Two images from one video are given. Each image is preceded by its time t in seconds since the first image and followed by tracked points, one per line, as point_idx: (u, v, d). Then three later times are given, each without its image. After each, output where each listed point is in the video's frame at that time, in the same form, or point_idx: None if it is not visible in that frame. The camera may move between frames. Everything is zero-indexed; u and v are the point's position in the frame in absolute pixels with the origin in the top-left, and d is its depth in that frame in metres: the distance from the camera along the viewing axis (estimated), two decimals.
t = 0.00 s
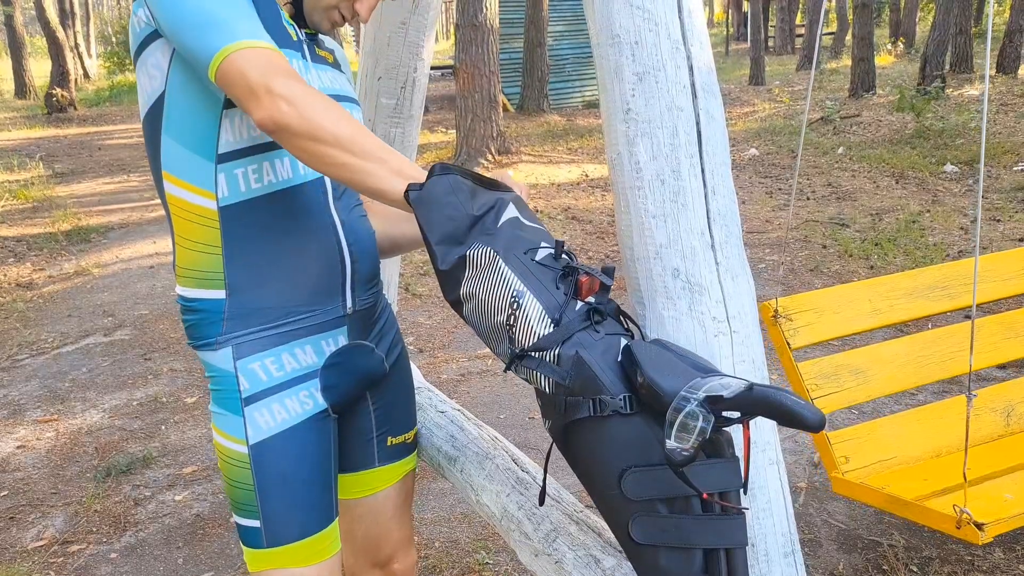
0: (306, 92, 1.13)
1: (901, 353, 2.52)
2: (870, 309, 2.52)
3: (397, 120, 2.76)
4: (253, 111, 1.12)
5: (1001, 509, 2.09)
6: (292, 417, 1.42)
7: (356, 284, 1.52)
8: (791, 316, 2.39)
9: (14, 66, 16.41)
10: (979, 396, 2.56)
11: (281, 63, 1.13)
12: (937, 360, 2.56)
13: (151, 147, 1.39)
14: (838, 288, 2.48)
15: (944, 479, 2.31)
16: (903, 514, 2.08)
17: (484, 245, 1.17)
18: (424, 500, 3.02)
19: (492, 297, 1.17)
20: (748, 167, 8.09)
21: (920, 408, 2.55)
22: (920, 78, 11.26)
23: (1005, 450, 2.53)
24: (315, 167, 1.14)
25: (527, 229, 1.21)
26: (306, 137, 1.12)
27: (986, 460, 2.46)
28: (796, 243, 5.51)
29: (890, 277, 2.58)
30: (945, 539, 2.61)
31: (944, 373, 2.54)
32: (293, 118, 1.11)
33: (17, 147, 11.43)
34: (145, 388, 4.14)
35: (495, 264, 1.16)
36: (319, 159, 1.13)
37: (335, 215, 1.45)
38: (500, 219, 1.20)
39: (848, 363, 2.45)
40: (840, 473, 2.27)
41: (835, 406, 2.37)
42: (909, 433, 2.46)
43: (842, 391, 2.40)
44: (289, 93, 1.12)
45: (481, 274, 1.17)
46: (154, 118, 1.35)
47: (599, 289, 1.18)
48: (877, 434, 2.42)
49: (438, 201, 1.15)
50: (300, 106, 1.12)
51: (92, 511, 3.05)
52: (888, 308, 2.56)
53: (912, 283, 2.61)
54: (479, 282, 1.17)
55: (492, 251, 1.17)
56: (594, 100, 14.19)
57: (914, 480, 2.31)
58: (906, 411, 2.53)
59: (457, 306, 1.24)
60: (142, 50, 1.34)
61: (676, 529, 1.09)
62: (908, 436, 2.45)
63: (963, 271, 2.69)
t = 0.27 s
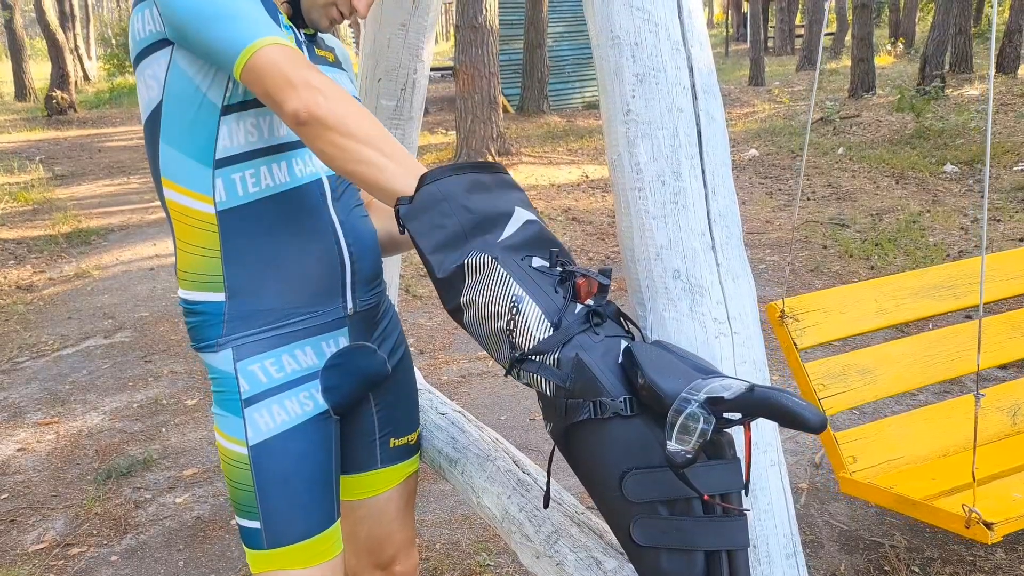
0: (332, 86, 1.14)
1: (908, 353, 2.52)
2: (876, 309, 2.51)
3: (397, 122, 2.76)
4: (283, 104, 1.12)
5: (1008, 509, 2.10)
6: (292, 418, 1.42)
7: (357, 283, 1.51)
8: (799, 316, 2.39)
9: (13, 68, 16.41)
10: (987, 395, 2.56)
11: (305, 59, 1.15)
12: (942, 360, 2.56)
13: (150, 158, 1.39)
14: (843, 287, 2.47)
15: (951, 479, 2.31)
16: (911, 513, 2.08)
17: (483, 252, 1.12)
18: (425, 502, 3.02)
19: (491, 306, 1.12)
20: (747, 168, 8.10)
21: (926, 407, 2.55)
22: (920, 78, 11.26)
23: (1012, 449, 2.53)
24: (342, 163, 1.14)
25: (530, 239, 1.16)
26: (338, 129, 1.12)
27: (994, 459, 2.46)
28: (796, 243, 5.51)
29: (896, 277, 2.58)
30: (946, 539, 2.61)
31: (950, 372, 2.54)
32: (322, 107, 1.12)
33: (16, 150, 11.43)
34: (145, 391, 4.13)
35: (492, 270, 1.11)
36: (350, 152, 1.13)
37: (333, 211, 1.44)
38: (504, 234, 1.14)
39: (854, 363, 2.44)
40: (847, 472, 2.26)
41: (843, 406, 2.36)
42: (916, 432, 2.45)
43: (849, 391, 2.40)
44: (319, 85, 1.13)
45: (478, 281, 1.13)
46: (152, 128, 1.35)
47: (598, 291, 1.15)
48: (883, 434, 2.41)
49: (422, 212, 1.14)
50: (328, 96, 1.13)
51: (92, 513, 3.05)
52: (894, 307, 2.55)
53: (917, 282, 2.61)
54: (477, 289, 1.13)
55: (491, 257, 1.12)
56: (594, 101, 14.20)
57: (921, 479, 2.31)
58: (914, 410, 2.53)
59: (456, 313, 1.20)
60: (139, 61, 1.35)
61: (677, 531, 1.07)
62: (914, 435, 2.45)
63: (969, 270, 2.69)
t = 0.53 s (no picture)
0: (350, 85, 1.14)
1: (909, 354, 2.52)
2: (877, 309, 2.51)
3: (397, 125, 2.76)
4: (300, 98, 1.11)
5: (1010, 509, 2.10)
6: (300, 422, 1.42)
7: (363, 286, 1.52)
8: (801, 317, 2.39)
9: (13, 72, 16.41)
10: (989, 395, 2.56)
11: (324, 57, 1.14)
12: (943, 360, 2.56)
13: (157, 155, 1.38)
14: (845, 288, 2.47)
15: (954, 479, 2.31)
16: (912, 513, 2.08)
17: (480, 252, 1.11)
18: (425, 505, 3.02)
19: (491, 308, 1.12)
20: (746, 170, 8.10)
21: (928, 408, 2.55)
22: (919, 80, 11.27)
23: (1014, 449, 2.53)
24: (357, 160, 1.12)
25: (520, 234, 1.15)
26: (355, 127, 1.11)
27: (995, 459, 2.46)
28: (795, 245, 5.51)
29: (897, 277, 2.58)
30: (947, 541, 2.61)
31: (951, 373, 2.54)
32: (340, 104, 1.11)
33: (16, 153, 11.43)
34: (145, 394, 4.13)
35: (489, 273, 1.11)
36: (366, 150, 1.11)
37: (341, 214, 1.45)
38: (494, 231, 1.13)
39: (855, 364, 2.44)
40: (849, 473, 2.26)
41: (844, 407, 2.36)
42: (917, 433, 2.45)
43: (850, 392, 2.40)
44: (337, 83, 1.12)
45: (477, 282, 1.12)
46: (161, 126, 1.34)
47: (598, 292, 1.14)
48: (884, 434, 2.41)
49: (415, 212, 1.10)
50: (347, 94, 1.12)
51: (92, 517, 3.05)
52: (895, 308, 2.55)
53: (918, 283, 2.61)
54: (474, 288, 1.13)
55: (489, 258, 1.11)
56: (593, 104, 14.21)
57: (923, 480, 2.31)
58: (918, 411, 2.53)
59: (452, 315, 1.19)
60: (149, 61, 1.34)
61: (677, 534, 1.07)
62: (915, 436, 2.44)
63: (970, 271, 2.69)
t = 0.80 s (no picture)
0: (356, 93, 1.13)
1: (906, 354, 2.52)
2: (874, 309, 2.51)
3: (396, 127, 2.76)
4: (303, 106, 1.12)
5: (1008, 509, 2.10)
6: (311, 426, 1.43)
7: (372, 288, 1.52)
8: (798, 317, 2.39)
9: (12, 74, 16.41)
10: (985, 395, 2.56)
11: (332, 63, 1.14)
12: (940, 360, 2.56)
13: (167, 154, 1.38)
14: (843, 289, 2.48)
15: (950, 478, 2.31)
16: (910, 513, 2.08)
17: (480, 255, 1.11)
18: (424, 507, 3.02)
19: (490, 314, 1.10)
20: (745, 171, 8.10)
21: (925, 407, 2.55)
22: (917, 81, 11.28)
23: (1011, 448, 2.53)
24: (356, 166, 1.13)
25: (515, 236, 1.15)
26: (354, 138, 1.11)
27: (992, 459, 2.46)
28: (794, 247, 5.51)
29: (894, 278, 2.58)
30: (947, 543, 2.61)
31: (948, 372, 2.54)
32: (343, 114, 1.11)
33: (15, 156, 11.44)
34: (144, 397, 4.13)
35: (488, 276, 1.10)
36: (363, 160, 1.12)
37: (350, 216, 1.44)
38: (491, 234, 1.13)
39: (853, 364, 2.45)
40: (847, 472, 2.26)
41: (841, 407, 2.36)
42: (914, 432, 2.45)
43: (847, 392, 2.40)
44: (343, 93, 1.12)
45: (476, 285, 1.11)
46: (171, 123, 1.34)
47: (597, 295, 1.14)
48: (883, 434, 2.41)
49: (412, 218, 1.10)
50: (350, 104, 1.12)
51: (92, 520, 3.04)
52: (892, 308, 2.55)
53: (915, 283, 2.61)
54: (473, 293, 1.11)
55: (487, 261, 1.10)
56: (592, 105, 14.22)
57: (921, 479, 2.30)
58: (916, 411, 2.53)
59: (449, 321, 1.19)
60: (158, 62, 1.34)
61: (679, 537, 1.07)
62: (912, 436, 2.44)
63: (967, 271, 2.69)
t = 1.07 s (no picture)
0: (325, 108, 1.10)
1: (899, 355, 2.52)
2: (868, 310, 2.52)
3: (393, 130, 2.75)
4: (266, 123, 1.09)
5: (999, 508, 2.10)
6: (314, 430, 1.43)
7: (376, 293, 1.52)
8: (792, 318, 2.39)
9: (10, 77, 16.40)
10: (977, 396, 2.56)
11: (298, 77, 1.10)
12: (933, 361, 2.56)
13: (169, 158, 1.38)
14: (837, 290, 2.48)
15: (943, 479, 2.31)
16: (903, 513, 2.09)
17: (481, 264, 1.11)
18: (423, 510, 3.02)
19: (487, 318, 1.11)
20: (743, 173, 8.11)
21: (919, 408, 2.56)
22: (915, 83, 11.30)
23: (1004, 449, 2.53)
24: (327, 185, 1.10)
25: (512, 244, 1.15)
26: (324, 156, 1.08)
27: (983, 459, 2.45)
28: (792, 249, 5.52)
29: (888, 279, 2.59)
30: (946, 545, 2.61)
31: (940, 373, 2.54)
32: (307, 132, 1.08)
33: (13, 159, 11.44)
34: (143, 400, 4.13)
35: (484, 282, 1.10)
36: (335, 179, 1.09)
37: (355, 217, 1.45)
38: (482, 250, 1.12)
39: (847, 365, 2.45)
40: (840, 473, 2.27)
41: (833, 408, 2.36)
42: (907, 432, 2.46)
43: (840, 392, 2.40)
44: (308, 107, 1.08)
45: (472, 295, 1.12)
46: (171, 131, 1.34)
47: (593, 298, 1.14)
48: (876, 434, 2.41)
49: (401, 232, 1.10)
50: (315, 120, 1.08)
51: (90, 523, 3.04)
52: (886, 309, 2.55)
53: (909, 284, 2.61)
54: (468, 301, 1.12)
55: (483, 270, 1.11)
56: (590, 108, 14.23)
57: (913, 479, 2.30)
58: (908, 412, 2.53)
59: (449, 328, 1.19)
60: (155, 66, 1.33)
61: (677, 540, 1.05)
62: (906, 436, 2.45)
63: (960, 273, 2.70)
